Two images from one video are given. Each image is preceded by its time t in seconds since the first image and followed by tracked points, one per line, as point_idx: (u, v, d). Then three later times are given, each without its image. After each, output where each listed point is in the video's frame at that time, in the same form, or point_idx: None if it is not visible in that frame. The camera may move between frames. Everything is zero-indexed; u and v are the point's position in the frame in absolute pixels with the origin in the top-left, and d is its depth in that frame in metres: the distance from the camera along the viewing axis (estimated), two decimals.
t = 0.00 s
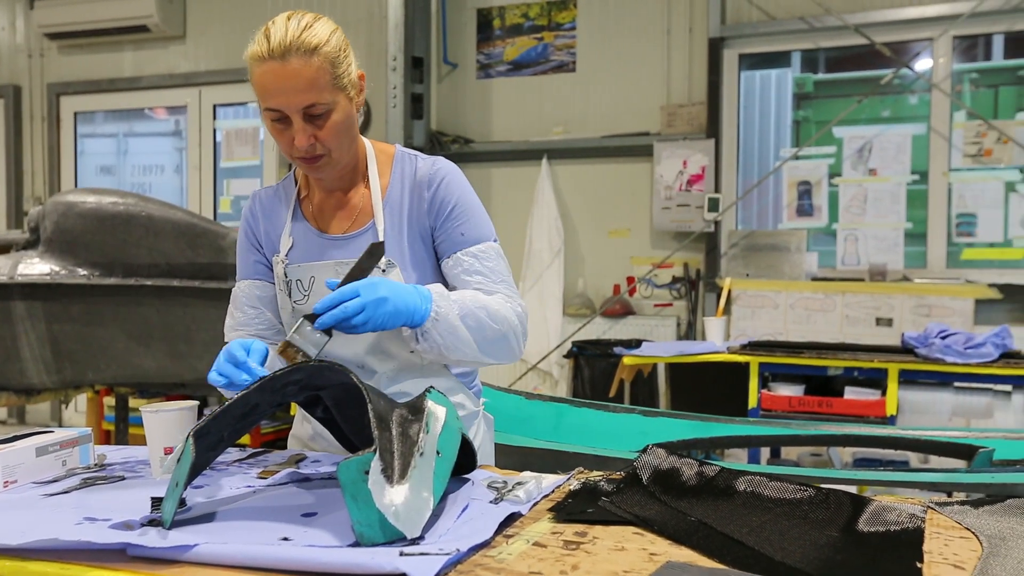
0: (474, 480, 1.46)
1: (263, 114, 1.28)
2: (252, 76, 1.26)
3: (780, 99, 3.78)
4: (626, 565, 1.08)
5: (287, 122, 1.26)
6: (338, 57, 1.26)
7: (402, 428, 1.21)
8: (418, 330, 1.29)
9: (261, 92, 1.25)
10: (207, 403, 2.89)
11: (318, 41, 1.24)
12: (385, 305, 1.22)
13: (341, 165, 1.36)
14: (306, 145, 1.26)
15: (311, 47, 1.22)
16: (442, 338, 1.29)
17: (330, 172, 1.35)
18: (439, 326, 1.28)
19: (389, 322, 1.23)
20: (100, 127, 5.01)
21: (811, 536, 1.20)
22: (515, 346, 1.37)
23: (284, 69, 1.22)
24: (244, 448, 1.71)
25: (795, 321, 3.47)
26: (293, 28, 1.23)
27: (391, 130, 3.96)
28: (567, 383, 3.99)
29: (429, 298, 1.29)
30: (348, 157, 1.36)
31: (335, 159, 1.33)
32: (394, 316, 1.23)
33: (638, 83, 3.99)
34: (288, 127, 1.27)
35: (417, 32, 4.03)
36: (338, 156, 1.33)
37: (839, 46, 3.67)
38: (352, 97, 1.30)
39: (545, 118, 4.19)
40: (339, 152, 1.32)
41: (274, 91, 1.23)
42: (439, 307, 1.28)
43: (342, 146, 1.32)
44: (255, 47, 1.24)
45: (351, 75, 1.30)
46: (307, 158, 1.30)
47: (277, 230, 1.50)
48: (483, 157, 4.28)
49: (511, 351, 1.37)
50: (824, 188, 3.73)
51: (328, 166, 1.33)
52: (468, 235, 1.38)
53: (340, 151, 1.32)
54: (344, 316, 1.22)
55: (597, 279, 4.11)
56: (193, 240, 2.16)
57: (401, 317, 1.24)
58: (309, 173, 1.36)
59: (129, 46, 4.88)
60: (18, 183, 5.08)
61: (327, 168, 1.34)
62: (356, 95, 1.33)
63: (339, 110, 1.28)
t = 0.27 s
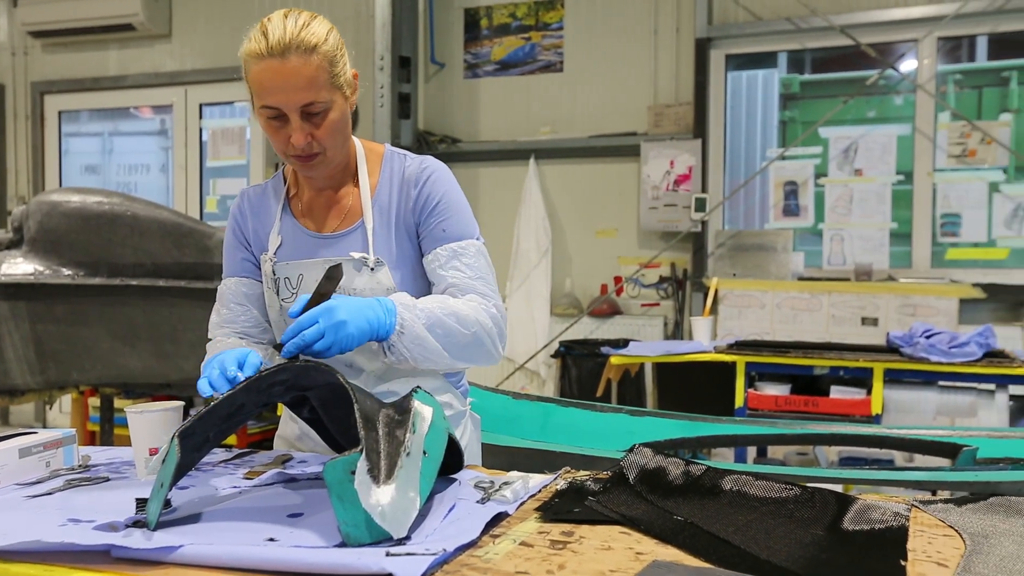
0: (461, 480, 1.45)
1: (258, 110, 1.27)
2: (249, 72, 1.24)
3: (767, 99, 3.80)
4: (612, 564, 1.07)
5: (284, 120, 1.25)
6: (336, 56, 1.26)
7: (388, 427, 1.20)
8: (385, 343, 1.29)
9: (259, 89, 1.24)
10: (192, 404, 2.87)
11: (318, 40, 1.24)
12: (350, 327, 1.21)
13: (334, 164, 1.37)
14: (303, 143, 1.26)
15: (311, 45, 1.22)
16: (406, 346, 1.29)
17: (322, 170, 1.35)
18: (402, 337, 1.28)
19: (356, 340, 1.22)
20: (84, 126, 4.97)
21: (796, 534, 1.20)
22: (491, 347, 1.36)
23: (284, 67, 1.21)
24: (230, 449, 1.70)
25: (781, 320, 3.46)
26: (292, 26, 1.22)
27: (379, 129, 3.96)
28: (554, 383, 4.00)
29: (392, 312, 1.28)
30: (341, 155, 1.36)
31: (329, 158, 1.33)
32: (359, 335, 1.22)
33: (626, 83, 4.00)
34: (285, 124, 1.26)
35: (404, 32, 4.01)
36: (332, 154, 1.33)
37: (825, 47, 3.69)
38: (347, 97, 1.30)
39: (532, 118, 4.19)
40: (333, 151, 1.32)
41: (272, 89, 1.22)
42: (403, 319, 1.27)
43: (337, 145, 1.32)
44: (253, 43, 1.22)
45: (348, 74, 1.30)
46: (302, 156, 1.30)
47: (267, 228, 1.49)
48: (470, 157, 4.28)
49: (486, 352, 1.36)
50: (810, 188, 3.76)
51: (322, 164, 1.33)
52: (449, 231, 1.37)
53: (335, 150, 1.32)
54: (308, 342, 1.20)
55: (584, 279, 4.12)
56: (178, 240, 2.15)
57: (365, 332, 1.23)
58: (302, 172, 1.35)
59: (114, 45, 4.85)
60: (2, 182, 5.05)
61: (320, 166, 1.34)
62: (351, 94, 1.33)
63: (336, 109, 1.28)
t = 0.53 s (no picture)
0: (447, 480, 1.42)
1: (270, 94, 1.25)
2: (266, 55, 1.23)
3: (753, 100, 3.81)
4: (599, 564, 1.05)
5: (299, 105, 1.24)
6: (354, 48, 1.27)
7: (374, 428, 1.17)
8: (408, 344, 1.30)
9: (276, 72, 1.22)
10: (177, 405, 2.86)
11: (339, 30, 1.24)
12: (393, 330, 1.24)
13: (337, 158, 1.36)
14: (316, 130, 1.25)
15: (334, 33, 1.23)
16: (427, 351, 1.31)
17: (326, 163, 1.34)
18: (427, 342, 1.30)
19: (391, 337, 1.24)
20: (70, 125, 4.94)
21: (783, 533, 1.18)
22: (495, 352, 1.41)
23: (306, 52, 1.20)
24: (215, 450, 1.69)
25: (768, 320, 3.47)
26: (316, 13, 1.23)
27: (366, 129, 3.96)
28: (541, 383, 4.00)
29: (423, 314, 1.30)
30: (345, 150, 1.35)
31: (336, 150, 1.32)
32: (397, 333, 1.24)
33: (612, 83, 4.01)
34: (298, 110, 1.25)
35: (391, 31, 4.02)
36: (338, 147, 1.32)
37: (811, 48, 3.71)
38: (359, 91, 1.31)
39: (519, 119, 4.19)
40: (340, 143, 1.32)
41: (291, 73, 1.21)
42: (431, 325, 1.30)
43: (345, 138, 1.32)
44: (275, 27, 1.22)
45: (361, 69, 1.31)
46: (310, 145, 1.28)
47: (257, 221, 1.48)
48: (457, 157, 4.28)
49: (490, 357, 1.41)
50: (796, 189, 3.78)
51: (327, 156, 1.32)
52: (454, 239, 1.40)
53: (342, 142, 1.32)
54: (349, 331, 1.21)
55: (572, 279, 4.13)
56: (164, 240, 2.13)
57: (402, 331, 1.26)
58: (303, 163, 1.33)
59: (99, 43, 4.82)
60: None
61: (325, 158, 1.32)
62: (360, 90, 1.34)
63: (350, 100, 1.28)
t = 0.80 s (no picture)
0: (436, 480, 1.37)
1: (287, 90, 1.24)
2: (288, 52, 1.23)
3: (741, 101, 3.83)
4: (589, 564, 1.03)
5: (318, 103, 1.24)
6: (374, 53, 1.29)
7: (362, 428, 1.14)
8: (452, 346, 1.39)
9: (298, 68, 1.22)
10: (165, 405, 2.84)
11: (362, 34, 1.26)
12: (457, 335, 1.34)
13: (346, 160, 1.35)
14: (335, 130, 1.24)
15: (358, 35, 1.24)
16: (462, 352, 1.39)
17: (335, 164, 1.33)
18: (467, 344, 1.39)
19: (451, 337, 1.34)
20: (56, 124, 4.91)
21: (769, 533, 1.17)
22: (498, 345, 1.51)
23: (331, 51, 1.21)
24: (204, 451, 1.68)
25: (756, 320, 3.49)
26: (340, 16, 1.24)
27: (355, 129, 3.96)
28: (531, 383, 3.99)
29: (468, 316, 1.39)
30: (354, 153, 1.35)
31: (347, 152, 1.31)
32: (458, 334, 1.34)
33: (601, 83, 4.02)
34: (315, 108, 1.24)
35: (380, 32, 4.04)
36: (350, 150, 1.32)
37: (799, 48, 3.73)
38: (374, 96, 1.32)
39: (509, 119, 4.19)
40: (352, 146, 1.31)
41: (315, 72, 1.21)
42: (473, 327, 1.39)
43: (358, 141, 1.32)
44: (301, 26, 1.22)
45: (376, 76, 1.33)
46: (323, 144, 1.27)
47: (258, 214, 1.45)
48: (446, 157, 4.28)
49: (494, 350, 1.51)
50: (784, 189, 3.80)
51: (339, 158, 1.31)
52: (461, 244, 1.47)
53: (354, 145, 1.31)
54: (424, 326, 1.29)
55: (561, 279, 4.13)
56: (153, 240, 2.13)
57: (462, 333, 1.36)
58: (314, 163, 1.32)
59: (86, 42, 4.80)
60: None
61: (336, 160, 1.31)
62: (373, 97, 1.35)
63: (367, 104, 1.29)
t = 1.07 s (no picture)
0: (424, 480, 1.35)
1: (348, 85, 1.27)
2: (352, 48, 1.25)
3: (728, 101, 3.85)
4: (576, 564, 1.02)
5: (376, 102, 1.26)
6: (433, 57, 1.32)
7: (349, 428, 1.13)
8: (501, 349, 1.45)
9: (360, 65, 1.24)
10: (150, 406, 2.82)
11: (424, 37, 1.29)
12: (513, 335, 1.39)
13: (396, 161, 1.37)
14: (391, 128, 1.26)
15: (421, 39, 1.27)
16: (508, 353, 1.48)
17: (385, 164, 1.35)
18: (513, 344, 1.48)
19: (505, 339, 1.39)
20: (41, 122, 4.87)
21: (755, 532, 1.17)
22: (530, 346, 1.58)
23: (394, 52, 1.24)
24: (190, 451, 1.68)
25: (743, 319, 3.50)
26: (405, 17, 1.27)
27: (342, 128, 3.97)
28: (518, 382, 4.00)
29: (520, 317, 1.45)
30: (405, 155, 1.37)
31: (399, 153, 1.33)
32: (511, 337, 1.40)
33: (589, 83, 4.02)
34: (374, 106, 1.27)
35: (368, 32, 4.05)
36: (401, 151, 1.34)
37: (785, 49, 3.75)
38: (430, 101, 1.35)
39: (496, 119, 4.19)
40: (404, 148, 1.33)
41: (376, 69, 1.24)
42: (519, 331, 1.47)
43: (410, 143, 1.34)
44: (366, 23, 1.25)
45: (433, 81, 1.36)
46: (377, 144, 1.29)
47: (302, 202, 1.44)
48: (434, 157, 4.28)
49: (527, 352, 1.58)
50: (771, 189, 3.82)
51: (390, 159, 1.33)
52: (503, 253, 1.54)
53: (405, 147, 1.34)
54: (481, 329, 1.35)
55: (548, 278, 4.14)
56: (138, 239, 1.78)
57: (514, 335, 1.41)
58: (365, 161, 1.34)
59: (71, 40, 4.76)
60: None
61: (387, 160, 1.34)
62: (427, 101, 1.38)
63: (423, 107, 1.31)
